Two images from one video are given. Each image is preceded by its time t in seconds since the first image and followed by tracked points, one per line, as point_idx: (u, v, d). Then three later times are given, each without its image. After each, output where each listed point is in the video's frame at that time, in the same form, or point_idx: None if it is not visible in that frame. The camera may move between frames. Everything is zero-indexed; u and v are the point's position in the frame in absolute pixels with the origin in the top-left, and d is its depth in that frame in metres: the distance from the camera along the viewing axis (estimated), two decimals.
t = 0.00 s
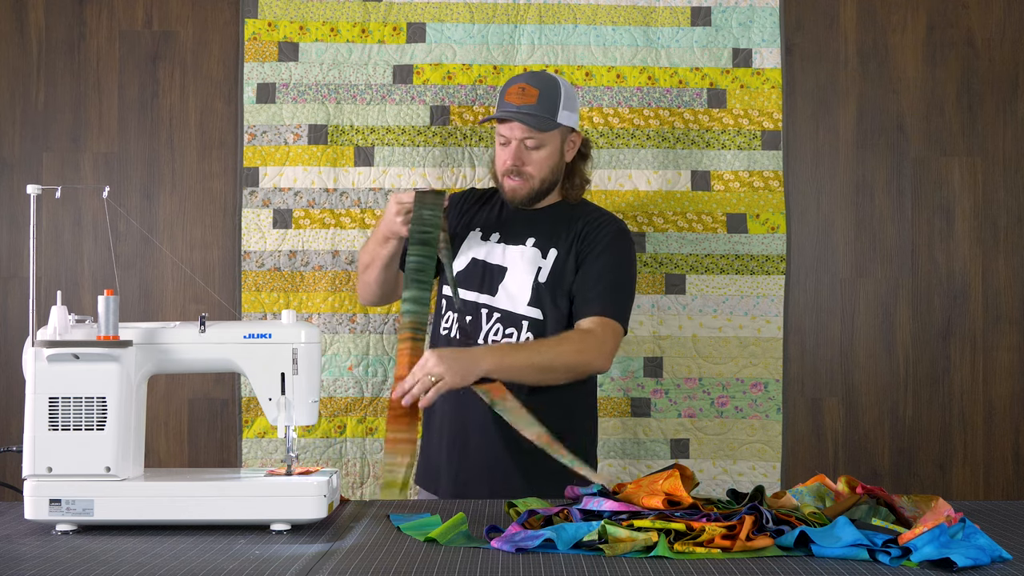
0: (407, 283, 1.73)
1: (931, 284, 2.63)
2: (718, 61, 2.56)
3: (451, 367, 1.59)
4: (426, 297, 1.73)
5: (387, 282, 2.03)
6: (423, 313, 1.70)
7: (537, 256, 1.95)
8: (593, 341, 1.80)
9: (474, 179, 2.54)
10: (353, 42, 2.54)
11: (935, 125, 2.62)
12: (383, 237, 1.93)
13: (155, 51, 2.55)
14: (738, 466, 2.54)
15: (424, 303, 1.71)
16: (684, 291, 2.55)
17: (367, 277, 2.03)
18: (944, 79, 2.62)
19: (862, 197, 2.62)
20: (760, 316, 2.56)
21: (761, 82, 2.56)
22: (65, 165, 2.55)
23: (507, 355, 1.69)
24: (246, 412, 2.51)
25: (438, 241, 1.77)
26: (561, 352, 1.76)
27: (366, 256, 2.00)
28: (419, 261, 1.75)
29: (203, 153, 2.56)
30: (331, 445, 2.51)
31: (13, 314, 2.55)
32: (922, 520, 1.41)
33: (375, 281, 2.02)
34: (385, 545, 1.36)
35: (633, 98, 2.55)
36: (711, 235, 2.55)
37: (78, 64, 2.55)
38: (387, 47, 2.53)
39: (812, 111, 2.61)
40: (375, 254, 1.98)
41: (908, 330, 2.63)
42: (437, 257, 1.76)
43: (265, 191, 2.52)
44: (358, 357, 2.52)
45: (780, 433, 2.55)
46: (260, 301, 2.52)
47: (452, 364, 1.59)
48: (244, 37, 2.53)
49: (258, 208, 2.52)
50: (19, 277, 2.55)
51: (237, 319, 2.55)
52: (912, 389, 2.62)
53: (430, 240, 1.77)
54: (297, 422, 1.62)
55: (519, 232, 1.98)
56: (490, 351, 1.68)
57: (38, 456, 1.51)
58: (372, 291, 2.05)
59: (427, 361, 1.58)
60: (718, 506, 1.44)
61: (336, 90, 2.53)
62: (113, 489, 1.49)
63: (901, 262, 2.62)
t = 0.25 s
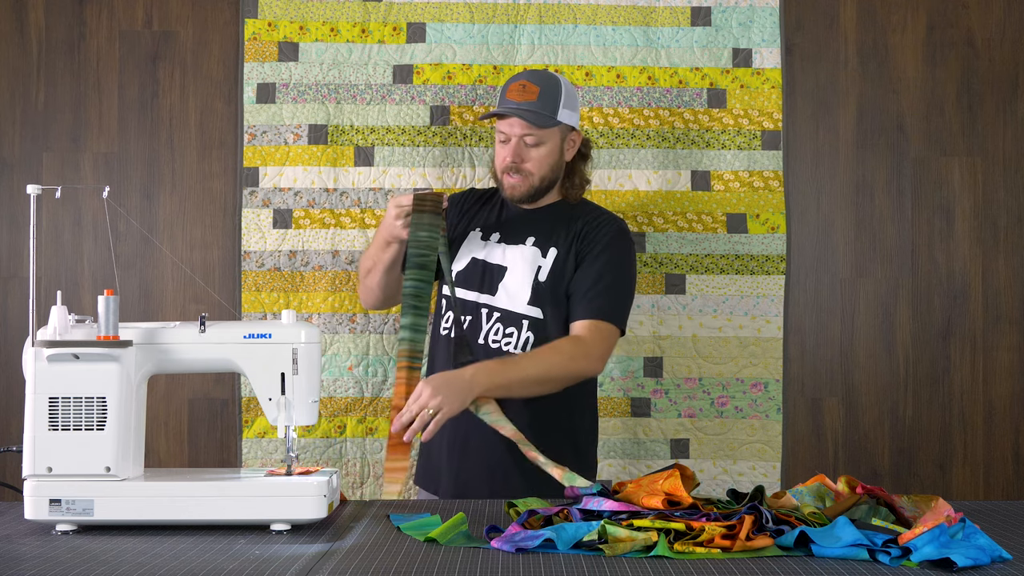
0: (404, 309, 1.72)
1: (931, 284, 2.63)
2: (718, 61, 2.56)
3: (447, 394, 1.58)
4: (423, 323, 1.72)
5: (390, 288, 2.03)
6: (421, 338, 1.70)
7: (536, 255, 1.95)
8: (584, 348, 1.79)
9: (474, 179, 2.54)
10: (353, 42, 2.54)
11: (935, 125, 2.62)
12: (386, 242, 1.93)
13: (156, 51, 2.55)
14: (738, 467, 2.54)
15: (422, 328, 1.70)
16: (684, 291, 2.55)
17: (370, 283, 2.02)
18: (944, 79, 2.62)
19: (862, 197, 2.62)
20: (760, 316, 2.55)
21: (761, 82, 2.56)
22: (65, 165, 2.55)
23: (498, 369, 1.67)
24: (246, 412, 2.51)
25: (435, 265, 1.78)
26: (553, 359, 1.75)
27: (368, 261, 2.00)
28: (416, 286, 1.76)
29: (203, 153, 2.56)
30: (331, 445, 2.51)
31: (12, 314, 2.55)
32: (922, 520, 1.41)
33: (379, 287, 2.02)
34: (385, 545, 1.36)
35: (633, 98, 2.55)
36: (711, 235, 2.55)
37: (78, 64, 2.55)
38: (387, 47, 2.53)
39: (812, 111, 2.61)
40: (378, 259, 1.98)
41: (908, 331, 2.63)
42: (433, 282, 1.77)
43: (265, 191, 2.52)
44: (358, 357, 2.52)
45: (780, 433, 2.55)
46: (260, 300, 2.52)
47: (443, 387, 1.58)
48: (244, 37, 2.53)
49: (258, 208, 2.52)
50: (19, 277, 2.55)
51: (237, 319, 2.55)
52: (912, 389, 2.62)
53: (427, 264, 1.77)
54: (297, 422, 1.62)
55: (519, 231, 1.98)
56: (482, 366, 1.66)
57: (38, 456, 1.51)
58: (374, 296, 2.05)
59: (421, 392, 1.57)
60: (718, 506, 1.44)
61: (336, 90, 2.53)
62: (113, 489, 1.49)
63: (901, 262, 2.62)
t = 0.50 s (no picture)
0: (397, 314, 1.72)
1: (931, 284, 2.63)
2: (718, 61, 2.56)
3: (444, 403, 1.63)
4: (417, 327, 1.71)
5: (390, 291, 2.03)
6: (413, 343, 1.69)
7: (537, 256, 1.95)
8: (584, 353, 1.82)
9: (474, 179, 2.54)
10: (353, 42, 2.54)
11: (935, 125, 2.62)
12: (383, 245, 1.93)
13: (156, 51, 2.55)
14: (738, 467, 2.54)
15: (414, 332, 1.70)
16: (684, 291, 2.55)
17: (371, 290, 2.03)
18: (944, 79, 2.62)
19: (862, 197, 2.62)
20: (760, 316, 2.56)
21: (761, 82, 2.56)
22: (65, 165, 2.55)
23: (492, 379, 1.71)
24: (246, 413, 2.50)
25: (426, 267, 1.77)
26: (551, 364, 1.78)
27: (368, 265, 2.00)
28: (407, 291, 1.75)
29: (203, 153, 2.56)
30: (331, 445, 2.51)
31: (12, 314, 2.55)
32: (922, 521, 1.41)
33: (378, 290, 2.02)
34: (385, 545, 1.36)
35: (633, 98, 2.55)
36: (711, 236, 2.55)
37: (78, 64, 2.55)
38: (387, 47, 2.53)
39: (812, 111, 2.61)
40: (377, 262, 1.98)
41: (908, 331, 2.63)
42: (424, 284, 1.76)
43: (265, 191, 2.52)
44: (358, 357, 2.52)
45: (781, 432, 2.55)
46: (260, 301, 2.51)
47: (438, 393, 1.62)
48: (244, 37, 2.53)
49: (258, 208, 2.52)
50: (19, 277, 2.55)
51: (237, 319, 2.55)
52: (912, 389, 2.62)
53: (417, 267, 1.77)
54: (297, 422, 1.62)
55: (520, 232, 1.98)
56: (476, 376, 1.70)
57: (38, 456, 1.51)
58: (376, 303, 2.05)
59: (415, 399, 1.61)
60: (717, 506, 1.44)
61: (336, 90, 2.53)
62: (113, 489, 1.49)
63: (901, 262, 2.62)
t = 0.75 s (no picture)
0: (398, 311, 1.74)
1: (931, 284, 2.63)
2: (718, 61, 2.56)
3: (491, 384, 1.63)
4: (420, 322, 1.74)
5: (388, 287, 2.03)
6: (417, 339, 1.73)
7: (537, 258, 1.95)
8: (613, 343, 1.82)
9: (474, 179, 2.54)
10: (353, 42, 2.54)
11: (935, 125, 2.62)
12: (381, 240, 1.92)
13: (156, 51, 2.55)
14: (738, 467, 2.54)
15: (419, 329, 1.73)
16: (684, 291, 2.55)
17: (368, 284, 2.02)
18: (944, 79, 2.62)
19: (863, 196, 2.62)
20: (760, 316, 2.55)
21: (761, 82, 2.56)
22: (65, 165, 2.55)
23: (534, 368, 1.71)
24: (246, 412, 2.50)
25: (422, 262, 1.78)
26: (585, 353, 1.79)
27: (364, 262, 1.99)
28: (407, 287, 1.77)
29: (203, 153, 2.56)
30: (331, 445, 2.51)
31: (12, 315, 2.55)
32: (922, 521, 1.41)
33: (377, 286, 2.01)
34: (385, 545, 1.36)
35: (633, 98, 2.54)
36: (711, 235, 2.55)
37: (78, 64, 2.55)
38: (387, 47, 2.54)
39: (812, 111, 2.61)
40: (374, 259, 1.97)
41: (908, 331, 2.63)
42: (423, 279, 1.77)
43: (265, 191, 2.52)
44: (358, 357, 2.52)
45: (781, 433, 2.55)
46: (260, 301, 2.51)
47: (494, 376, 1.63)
48: (244, 37, 2.53)
49: (258, 208, 2.52)
50: (20, 277, 2.55)
51: (237, 319, 2.55)
52: (912, 389, 2.62)
53: (414, 262, 1.78)
54: (297, 422, 1.62)
55: (520, 233, 1.98)
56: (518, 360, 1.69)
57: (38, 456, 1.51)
58: (374, 299, 2.05)
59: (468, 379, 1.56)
60: (716, 506, 1.44)
61: (336, 90, 2.53)
62: (113, 489, 1.49)
63: (900, 262, 2.62)
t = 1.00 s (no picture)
0: (394, 287, 1.58)
1: (931, 284, 2.63)
2: (718, 61, 2.56)
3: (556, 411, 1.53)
4: (420, 299, 1.59)
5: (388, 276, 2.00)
6: (417, 314, 1.57)
7: (538, 258, 1.95)
8: (637, 326, 1.76)
9: (474, 179, 2.53)
10: (353, 42, 2.54)
11: (935, 125, 2.62)
12: (381, 226, 1.89)
13: (156, 51, 2.55)
14: (738, 467, 2.54)
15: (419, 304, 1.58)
16: (684, 291, 2.55)
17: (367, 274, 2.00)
18: (945, 79, 2.62)
19: (863, 196, 2.62)
20: (760, 316, 2.56)
21: (761, 82, 2.56)
22: (65, 165, 2.55)
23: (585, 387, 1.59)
24: (246, 412, 2.50)
25: (420, 240, 1.64)
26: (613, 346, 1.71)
27: (364, 251, 1.96)
28: (404, 263, 1.62)
29: (203, 153, 2.56)
30: (331, 445, 2.51)
31: (12, 315, 2.55)
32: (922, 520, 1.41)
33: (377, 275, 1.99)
34: (385, 545, 1.36)
35: (633, 98, 2.54)
36: (711, 235, 2.55)
37: (78, 64, 2.55)
38: (387, 48, 2.53)
39: (812, 111, 2.61)
40: (374, 248, 1.94)
41: (908, 331, 2.63)
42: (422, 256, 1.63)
43: (265, 191, 2.52)
44: (358, 357, 2.52)
45: (781, 433, 2.55)
46: (260, 301, 2.51)
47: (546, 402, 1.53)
48: (244, 37, 2.53)
49: (258, 208, 2.52)
50: (20, 277, 2.55)
51: (237, 319, 2.55)
52: (912, 389, 2.62)
53: (413, 239, 1.64)
54: (297, 422, 1.62)
55: (520, 233, 1.98)
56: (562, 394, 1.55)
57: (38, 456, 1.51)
58: (372, 290, 2.03)
59: (531, 410, 1.51)
60: (716, 506, 1.44)
61: (336, 90, 2.53)
62: (113, 489, 1.49)
63: (900, 262, 2.62)
